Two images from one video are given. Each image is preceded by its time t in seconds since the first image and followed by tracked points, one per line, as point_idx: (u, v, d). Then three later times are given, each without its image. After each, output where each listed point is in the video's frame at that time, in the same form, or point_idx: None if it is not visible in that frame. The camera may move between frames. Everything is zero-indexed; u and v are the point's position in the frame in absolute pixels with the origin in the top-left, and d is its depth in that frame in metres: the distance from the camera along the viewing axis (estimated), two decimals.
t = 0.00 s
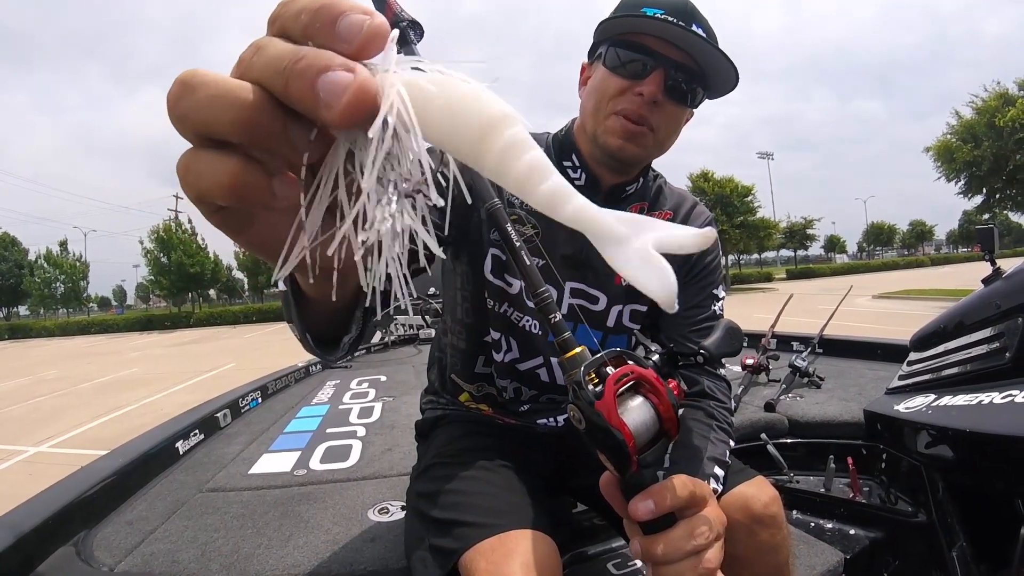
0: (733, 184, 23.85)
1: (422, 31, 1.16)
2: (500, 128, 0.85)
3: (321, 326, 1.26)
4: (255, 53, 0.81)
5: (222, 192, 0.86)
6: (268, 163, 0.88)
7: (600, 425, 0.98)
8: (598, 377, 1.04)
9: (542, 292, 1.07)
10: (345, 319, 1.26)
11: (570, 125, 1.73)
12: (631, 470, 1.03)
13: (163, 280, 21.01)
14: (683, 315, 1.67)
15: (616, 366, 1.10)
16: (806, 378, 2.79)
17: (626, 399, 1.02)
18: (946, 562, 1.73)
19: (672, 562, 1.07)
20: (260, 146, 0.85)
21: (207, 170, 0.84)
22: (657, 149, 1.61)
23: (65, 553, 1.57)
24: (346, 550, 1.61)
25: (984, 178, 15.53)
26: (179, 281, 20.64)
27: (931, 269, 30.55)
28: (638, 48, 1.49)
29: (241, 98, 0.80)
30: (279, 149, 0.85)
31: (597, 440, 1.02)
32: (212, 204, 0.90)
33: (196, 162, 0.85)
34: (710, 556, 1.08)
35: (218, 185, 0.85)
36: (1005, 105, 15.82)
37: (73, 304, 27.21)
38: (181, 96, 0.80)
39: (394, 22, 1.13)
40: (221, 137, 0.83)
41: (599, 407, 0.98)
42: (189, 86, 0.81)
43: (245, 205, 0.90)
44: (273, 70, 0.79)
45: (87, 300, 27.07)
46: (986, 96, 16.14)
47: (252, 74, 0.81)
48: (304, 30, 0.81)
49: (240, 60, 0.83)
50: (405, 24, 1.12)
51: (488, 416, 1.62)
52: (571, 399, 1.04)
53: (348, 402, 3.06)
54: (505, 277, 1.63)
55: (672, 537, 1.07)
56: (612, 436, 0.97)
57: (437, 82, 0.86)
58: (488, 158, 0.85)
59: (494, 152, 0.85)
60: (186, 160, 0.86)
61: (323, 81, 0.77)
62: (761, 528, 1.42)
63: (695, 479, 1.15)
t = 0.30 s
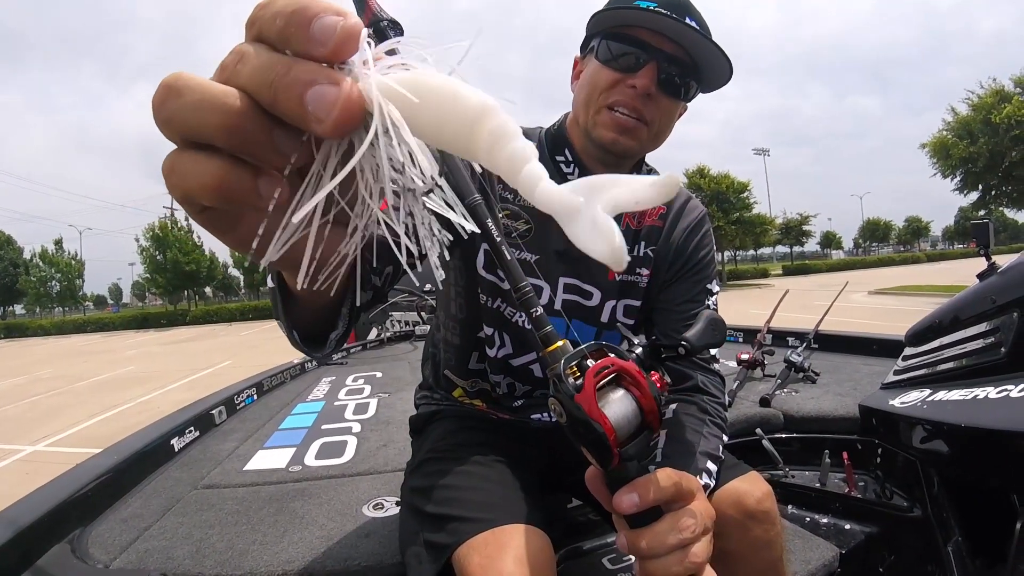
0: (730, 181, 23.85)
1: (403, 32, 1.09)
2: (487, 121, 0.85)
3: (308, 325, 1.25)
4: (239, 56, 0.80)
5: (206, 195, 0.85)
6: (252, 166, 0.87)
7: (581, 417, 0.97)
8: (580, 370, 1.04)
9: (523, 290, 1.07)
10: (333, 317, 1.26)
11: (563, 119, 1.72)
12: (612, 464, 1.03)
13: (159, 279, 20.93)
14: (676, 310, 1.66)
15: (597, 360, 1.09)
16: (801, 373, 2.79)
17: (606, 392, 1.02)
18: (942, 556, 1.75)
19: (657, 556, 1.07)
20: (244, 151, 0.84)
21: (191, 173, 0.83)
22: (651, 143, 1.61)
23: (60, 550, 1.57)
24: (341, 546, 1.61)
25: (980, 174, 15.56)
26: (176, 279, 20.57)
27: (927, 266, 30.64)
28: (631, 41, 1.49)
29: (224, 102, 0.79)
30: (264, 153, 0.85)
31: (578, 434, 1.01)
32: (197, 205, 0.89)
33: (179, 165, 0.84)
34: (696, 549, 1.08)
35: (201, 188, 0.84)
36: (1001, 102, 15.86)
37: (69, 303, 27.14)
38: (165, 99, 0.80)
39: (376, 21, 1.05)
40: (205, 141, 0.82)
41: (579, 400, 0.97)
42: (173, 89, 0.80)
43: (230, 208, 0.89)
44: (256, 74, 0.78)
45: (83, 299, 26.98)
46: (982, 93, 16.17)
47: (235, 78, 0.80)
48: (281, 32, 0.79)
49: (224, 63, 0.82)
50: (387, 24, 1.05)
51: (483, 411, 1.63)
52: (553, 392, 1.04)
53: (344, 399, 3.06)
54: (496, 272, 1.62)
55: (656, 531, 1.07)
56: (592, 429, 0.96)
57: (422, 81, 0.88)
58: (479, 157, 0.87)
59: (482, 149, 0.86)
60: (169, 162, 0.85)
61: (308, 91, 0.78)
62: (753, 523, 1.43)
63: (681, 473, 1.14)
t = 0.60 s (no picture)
0: (730, 177, 23.82)
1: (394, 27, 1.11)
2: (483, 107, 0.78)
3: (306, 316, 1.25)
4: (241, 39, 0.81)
5: (203, 180, 0.86)
6: (250, 150, 0.87)
7: (568, 411, 0.97)
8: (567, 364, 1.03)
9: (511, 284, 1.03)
10: (330, 308, 1.25)
11: (563, 111, 1.72)
12: (601, 457, 1.02)
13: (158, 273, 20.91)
14: (675, 303, 1.66)
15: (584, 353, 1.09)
16: (800, 367, 2.79)
17: (593, 384, 1.02)
18: (940, 551, 1.75)
19: (650, 549, 1.07)
20: (244, 134, 0.84)
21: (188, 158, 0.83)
22: (652, 134, 1.61)
23: (59, 543, 1.57)
24: (339, 537, 1.61)
25: (980, 171, 15.55)
26: (175, 274, 20.55)
27: (927, 263, 30.65)
28: (631, 32, 1.48)
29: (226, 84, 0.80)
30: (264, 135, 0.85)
31: (566, 428, 1.01)
32: (193, 191, 0.89)
33: (177, 150, 0.84)
34: (689, 542, 1.08)
35: (198, 173, 0.84)
36: (1002, 98, 15.83)
37: (68, 297, 27.13)
38: (165, 83, 0.80)
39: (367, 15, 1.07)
40: (204, 124, 0.82)
41: (566, 393, 0.97)
42: (173, 73, 0.80)
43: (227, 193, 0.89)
44: (256, 55, 0.79)
45: (82, 293, 26.97)
46: (983, 90, 16.14)
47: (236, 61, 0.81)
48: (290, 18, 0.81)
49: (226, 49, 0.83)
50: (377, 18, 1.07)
51: (480, 404, 1.62)
52: (540, 386, 1.03)
53: (342, 392, 3.05)
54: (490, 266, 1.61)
55: (647, 524, 1.07)
56: (580, 422, 0.96)
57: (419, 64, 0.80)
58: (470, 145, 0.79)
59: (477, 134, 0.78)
60: (167, 148, 0.85)
61: (307, 67, 0.77)
62: (750, 517, 1.43)
63: (672, 465, 1.14)
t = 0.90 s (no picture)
0: (728, 174, 23.82)
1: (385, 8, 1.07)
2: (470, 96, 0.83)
3: (300, 308, 1.25)
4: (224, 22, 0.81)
5: (191, 173, 0.85)
6: (238, 138, 0.87)
7: (560, 401, 0.96)
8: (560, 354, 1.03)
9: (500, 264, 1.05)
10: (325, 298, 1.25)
11: (559, 101, 1.71)
12: (595, 448, 1.01)
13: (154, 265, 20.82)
14: (670, 295, 1.66)
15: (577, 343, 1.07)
16: (795, 362, 2.80)
17: (587, 374, 1.00)
18: (933, 547, 1.75)
19: (644, 541, 1.07)
20: (231, 122, 0.84)
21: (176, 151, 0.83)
22: (649, 125, 1.60)
23: (52, 534, 1.56)
24: (332, 528, 1.61)
25: (977, 169, 15.58)
26: (170, 266, 20.47)
27: (922, 260, 30.76)
28: (629, 21, 1.47)
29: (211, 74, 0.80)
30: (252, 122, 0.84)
31: (559, 418, 1.00)
32: (183, 185, 0.89)
33: (164, 143, 0.84)
34: (683, 534, 1.08)
35: (186, 166, 0.84)
36: (1000, 97, 15.85)
37: (63, 290, 27.03)
38: (151, 76, 0.81)
39: None
40: (190, 116, 0.82)
41: (557, 383, 0.96)
42: (158, 65, 0.81)
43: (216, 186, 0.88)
44: (235, 36, 0.79)
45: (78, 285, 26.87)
46: (981, 88, 16.16)
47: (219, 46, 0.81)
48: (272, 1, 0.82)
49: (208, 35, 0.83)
50: None
51: (473, 395, 1.62)
52: (532, 376, 1.03)
53: (337, 384, 3.04)
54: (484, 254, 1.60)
55: (640, 516, 1.07)
56: (572, 413, 0.95)
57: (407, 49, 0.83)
58: (453, 132, 0.84)
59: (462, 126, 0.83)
60: (155, 143, 0.85)
61: (288, 47, 0.77)
62: (742, 510, 1.43)
63: (667, 457, 1.14)
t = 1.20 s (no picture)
0: (727, 174, 23.86)
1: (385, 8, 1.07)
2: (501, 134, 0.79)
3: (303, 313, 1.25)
4: (235, 50, 0.78)
5: (211, 211, 0.85)
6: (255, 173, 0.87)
7: (566, 409, 0.95)
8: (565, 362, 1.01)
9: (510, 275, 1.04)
10: (327, 304, 1.25)
11: (558, 103, 1.71)
12: (600, 456, 1.02)
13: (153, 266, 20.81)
14: (669, 296, 1.66)
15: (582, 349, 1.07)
16: (793, 363, 2.80)
17: (593, 383, 1.01)
18: (931, 547, 1.76)
19: (648, 547, 1.07)
20: (253, 162, 0.84)
21: (195, 190, 0.83)
22: (647, 128, 1.61)
23: (52, 535, 1.57)
24: (330, 530, 1.61)
25: (975, 170, 15.61)
26: (169, 267, 20.45)
27: (921, 261, 30.81)
28: (627, 24, 1.47)
29: (234, 117, 0.79)
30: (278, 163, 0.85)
31: (564, 426, 1.00)
32: (200, 219, 0.88)
33: (182, 180, 0.83)
34: (686, 540, 1.08)
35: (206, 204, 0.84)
36: (998, 98, 15.89)
37: (62, 290, 27.00)
38: (167, 115, 0.78)
39: None
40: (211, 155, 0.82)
41: (566, 392, 0.94)
42: (175, 102, 0.78)
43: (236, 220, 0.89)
44: (251, 73, 0.77)
45: (76, 286, 26.83)
46: (979, 89, 16.20)
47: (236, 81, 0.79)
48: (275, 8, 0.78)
49: (215, 58, 0.80)
50: None
51: (473, 396, 1.62)
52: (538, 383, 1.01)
53: (335, 385, 3.05)
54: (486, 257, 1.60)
55: (644, 522, 1.07)
56: (579, 421, 0.95)
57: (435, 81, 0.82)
58: (492, 171, 0.81)
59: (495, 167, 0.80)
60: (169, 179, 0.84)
61: (310, 88, 0.77)
62: (741, 511, 1.44)
63: (670, 463, 1.14)
